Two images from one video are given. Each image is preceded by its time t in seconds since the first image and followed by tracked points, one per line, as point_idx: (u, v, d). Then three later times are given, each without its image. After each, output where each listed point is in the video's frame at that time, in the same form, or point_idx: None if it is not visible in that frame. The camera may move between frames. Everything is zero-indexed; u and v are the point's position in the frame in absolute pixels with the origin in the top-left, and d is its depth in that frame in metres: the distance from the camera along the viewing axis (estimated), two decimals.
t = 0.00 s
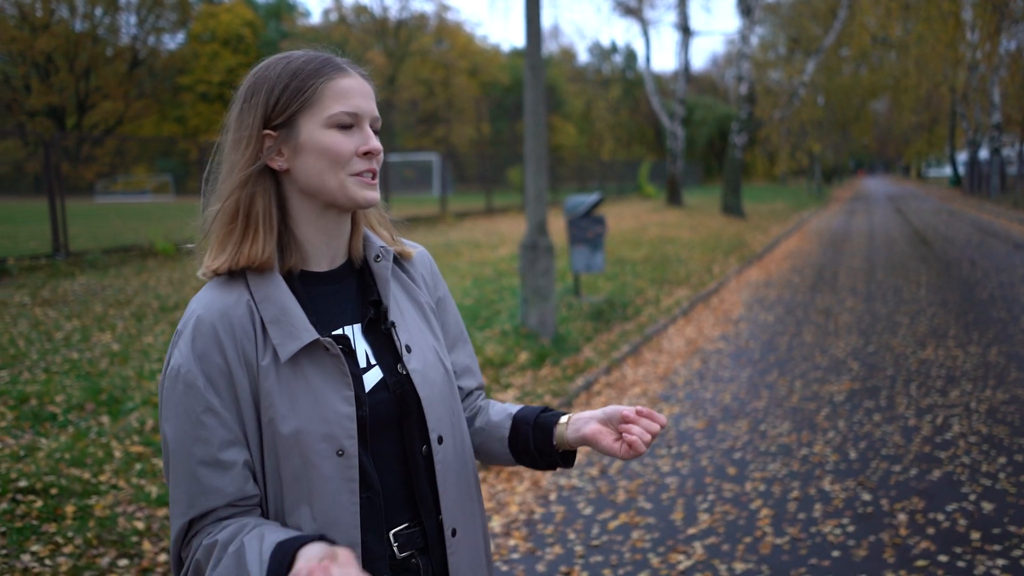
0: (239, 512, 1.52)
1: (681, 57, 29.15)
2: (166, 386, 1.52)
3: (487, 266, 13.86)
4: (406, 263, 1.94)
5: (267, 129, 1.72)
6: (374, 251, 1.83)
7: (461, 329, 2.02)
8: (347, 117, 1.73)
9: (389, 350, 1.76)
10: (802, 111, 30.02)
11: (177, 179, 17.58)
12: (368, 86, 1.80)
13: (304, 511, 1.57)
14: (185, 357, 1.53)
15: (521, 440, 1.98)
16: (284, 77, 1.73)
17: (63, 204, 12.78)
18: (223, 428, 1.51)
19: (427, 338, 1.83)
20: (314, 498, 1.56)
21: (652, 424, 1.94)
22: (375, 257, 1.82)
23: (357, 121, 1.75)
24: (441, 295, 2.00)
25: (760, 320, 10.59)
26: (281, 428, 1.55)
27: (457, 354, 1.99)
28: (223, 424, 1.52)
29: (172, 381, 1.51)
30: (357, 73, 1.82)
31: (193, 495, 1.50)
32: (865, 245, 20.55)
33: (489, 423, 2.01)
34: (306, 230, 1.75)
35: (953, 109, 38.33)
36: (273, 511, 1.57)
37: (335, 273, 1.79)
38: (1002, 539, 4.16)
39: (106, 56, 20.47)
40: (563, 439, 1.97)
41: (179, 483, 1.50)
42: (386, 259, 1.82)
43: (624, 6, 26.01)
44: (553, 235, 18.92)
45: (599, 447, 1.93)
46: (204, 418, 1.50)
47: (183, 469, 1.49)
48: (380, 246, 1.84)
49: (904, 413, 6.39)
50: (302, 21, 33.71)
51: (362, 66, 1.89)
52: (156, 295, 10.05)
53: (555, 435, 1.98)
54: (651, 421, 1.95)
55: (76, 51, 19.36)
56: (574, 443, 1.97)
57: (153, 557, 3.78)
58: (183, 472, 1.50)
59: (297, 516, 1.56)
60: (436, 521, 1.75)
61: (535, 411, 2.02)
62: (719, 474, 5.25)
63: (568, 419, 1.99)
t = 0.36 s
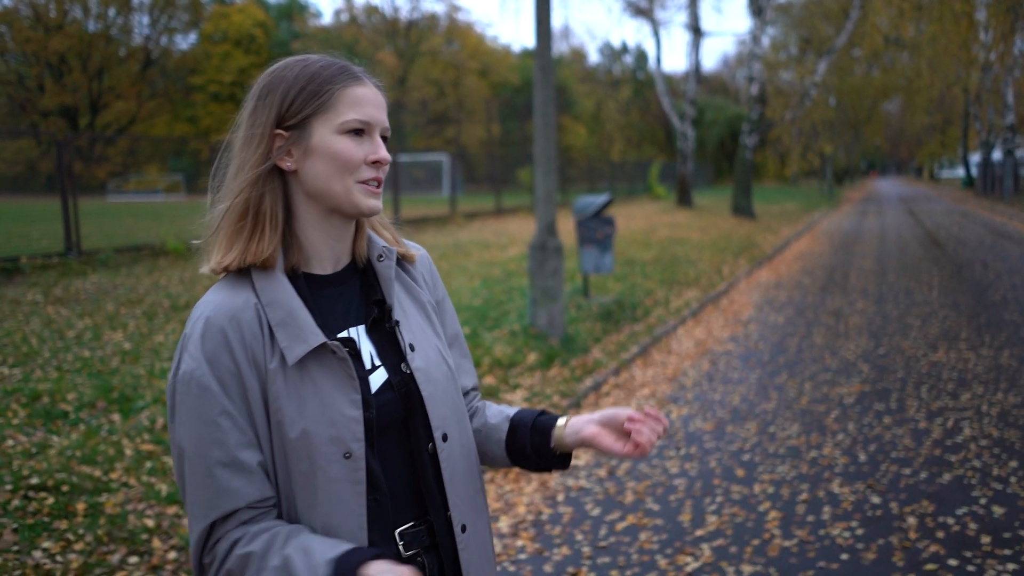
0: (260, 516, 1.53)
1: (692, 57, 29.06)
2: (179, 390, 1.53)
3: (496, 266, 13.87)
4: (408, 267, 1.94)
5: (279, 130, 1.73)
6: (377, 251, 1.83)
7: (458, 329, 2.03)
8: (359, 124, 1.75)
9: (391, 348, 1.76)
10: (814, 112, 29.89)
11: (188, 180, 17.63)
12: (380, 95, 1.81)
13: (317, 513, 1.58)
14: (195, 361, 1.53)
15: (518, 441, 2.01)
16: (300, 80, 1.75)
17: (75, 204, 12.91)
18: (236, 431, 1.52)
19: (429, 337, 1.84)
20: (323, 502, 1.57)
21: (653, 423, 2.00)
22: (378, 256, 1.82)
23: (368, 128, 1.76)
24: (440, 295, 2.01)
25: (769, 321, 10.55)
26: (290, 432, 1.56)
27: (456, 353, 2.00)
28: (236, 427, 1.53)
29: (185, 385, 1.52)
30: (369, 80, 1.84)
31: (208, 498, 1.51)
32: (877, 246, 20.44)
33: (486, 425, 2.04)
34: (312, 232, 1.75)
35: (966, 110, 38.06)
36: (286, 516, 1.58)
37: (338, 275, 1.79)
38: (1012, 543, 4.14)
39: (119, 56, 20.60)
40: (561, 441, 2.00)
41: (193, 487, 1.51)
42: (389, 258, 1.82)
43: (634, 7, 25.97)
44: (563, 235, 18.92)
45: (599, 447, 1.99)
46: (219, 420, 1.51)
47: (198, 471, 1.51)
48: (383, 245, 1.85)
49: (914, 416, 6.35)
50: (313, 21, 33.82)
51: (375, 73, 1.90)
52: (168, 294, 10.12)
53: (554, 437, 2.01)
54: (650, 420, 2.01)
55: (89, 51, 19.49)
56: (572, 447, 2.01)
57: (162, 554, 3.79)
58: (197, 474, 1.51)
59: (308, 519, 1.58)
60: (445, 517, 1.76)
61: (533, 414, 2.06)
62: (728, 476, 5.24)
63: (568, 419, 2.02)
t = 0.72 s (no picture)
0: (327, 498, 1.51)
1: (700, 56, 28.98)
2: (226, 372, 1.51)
3: (505, 264, 13.87)
4: (432, 266, 1.95)
5: (338, 124, 1.71)
6: (402, 246, 1.85)
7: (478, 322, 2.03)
8: (413, 134, 1.75)
9: (418, 341, 1.77)
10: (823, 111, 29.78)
11: (197, 177, 17.45)
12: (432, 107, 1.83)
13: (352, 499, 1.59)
14: (240, 346, 1.53)
15: (546, 413, 2.14)
16: (364, 83, 1.74)
17: (87, 201, 12.97)
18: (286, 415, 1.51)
19: (455, 331, 1.85)
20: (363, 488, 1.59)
21: (689, 391, 2.22)
22: (404, 251, 1.84)
23: (420, 137, 1.77)
24: (461, 291, 2.01)
25: (780, 321, 10.51)
26: (329, 418, 1.57)
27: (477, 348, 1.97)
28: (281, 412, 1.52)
29: (231, 369, 1.51)
30: (423, 91, 1.84)
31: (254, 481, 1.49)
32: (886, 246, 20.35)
33: (514, 404, 2.15)
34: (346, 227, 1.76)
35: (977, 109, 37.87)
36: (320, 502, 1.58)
37: (363, 270, 1.80)
38: None
39: (129, 54, 20.66)
40: (587, 409, 2.13)
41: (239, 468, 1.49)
42: (414, 254, 1.85)
43: (643, 5, 25.91)
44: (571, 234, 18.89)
45: (623, 410, 2.12)
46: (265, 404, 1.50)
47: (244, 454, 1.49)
48: (408, 241, 1.87)
49: (926, 415, 6.33)
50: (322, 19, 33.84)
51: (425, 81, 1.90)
52: (178, 291, 10.16)
53: (579, 407, 2.15)
54: (685, 388, 2.23)
55: (99, 49, 19.54)
56: (600, 412, 2.14)
57: (176, 550, 3.80)
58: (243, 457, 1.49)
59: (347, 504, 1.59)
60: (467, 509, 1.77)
61: (555, 390, 2.18)
62: (739, 475, 5.22)
63: (593, 388, 2.16)
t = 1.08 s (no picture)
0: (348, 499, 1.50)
1: (707, 55, 28.92)
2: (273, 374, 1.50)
3: (512, 264, 13.87)
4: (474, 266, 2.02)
5: (357, 125, 1.73)
6: (450, 245, 1.91)
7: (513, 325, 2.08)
8: (433, 119, 1.74)
9: (477, 338, 1.84)
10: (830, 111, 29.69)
11: (204, 177, 17.48)
12: (453, 89, 1.81)
13: (408, 493, 1.57)
14: (287, 347, 1.51)
15: (554, 413, 2.10)
16: (376, 76, 1.75)
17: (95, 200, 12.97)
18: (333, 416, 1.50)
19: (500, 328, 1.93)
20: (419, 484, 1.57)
21: (701, 393, 2.14)
22: (452, 249, 1.90)
23: (442, 123, 1.76)
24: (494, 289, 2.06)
25: (788, 321, 10.48)
26: (382, 414, 1.56)
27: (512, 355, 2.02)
28: (329, 410, 1.50)
29: (278, 371, 1.50)
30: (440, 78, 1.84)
31: (305, 483, 1.47)
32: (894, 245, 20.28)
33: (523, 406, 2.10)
34: (391, 227, 1.77)
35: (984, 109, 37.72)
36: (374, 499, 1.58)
37: (412, 265, 1.83)
38: None
39: (136, 54, 20.72)
40: (596, 407, 2.10)
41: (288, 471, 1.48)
42: (463, 251, 1.91)
43: (649, 5, 25.87)
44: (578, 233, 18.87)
45: (630, 405, 2.07)
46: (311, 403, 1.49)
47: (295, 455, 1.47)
48: (454, 239, 1.92)
49: (937, 415, 6.30)
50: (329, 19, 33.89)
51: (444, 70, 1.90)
52: (188, 290, 10.20)
53: (588, 405, 2.11)
54: (699, 389, 2.15)
55: (106, 49, 19.57)
56: (606, 409, 2.10)
57: (190, 548, 3.80)
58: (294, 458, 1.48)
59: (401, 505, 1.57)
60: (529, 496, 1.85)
61: (564, 387, 2.15)
62: (751, 475, 5.22)
63: (597, 386, 2.11)
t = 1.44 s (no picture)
0: (380, 500, 1.52)
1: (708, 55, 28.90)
2: (312, 375, 1.51)
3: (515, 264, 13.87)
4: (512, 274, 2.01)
5: (401, 132, 1.73)
6: (491, 251, 1.90)
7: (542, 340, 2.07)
8: (478, 129, 1.73)
9: (511, 345, 1.85)
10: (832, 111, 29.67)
11: (206, 178, 17.51)
12: (501, 98, 1.80)
13: (437, 497, 1.58)
14: (327, 347, 1.51)
15: (577, 445, 2.07)
16: (424, 82, 1.74)
17: (99, 202, 13.03)
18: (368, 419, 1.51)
19: (534, 337, 1.93)
20: (447, 490, 1.58)
21: (739, 457, 1.97)
22: (493, 256, 1.90)
23: (486, 133, 1.75)
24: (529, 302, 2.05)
25: (793, 321, 10.46)
26: (415, 419, 1.56)
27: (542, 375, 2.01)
28: (363, 413, 1.51)
29: (318, 372, 1.50)
30: (491, 86, 1.82)
31: (338, 480, 1.49)
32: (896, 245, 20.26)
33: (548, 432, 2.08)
34: (432, 232, 1.77)
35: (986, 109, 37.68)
36: (404, 500, 1.58)
37: (452, 270, 1.82)
38: None
39: (137, 56, 20.70)
40: (619, 443, 2.05)
41: (323, 469, 1.49)
42: (503, 258, 1.90)
43: (651, 5, 25.84)
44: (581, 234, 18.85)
45: (652, 449, 2.00)
46: (349, 404, 1.49)
47: (331, 453, 1.49)
48: (495, 247, 1.92)
49: (945, 415, 6.29)
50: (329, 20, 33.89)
51: (494, 74, 1.88)
52: (192, 291, 10.20)
53: (612, 439, 2.07)
54: (740, 452, 1.99)
55: (107, 50, 19.55)
56: (630, 449, 2.05)
57: (202, 548, 3.79)
58: (330, 456, 1.49)
59: (431, 506, 1.57)
60: (551, 505, 1.85)
61: (592, 417, 2.12)
62: (760, 475, 5.21)
63: (623, 424, 2.06)
